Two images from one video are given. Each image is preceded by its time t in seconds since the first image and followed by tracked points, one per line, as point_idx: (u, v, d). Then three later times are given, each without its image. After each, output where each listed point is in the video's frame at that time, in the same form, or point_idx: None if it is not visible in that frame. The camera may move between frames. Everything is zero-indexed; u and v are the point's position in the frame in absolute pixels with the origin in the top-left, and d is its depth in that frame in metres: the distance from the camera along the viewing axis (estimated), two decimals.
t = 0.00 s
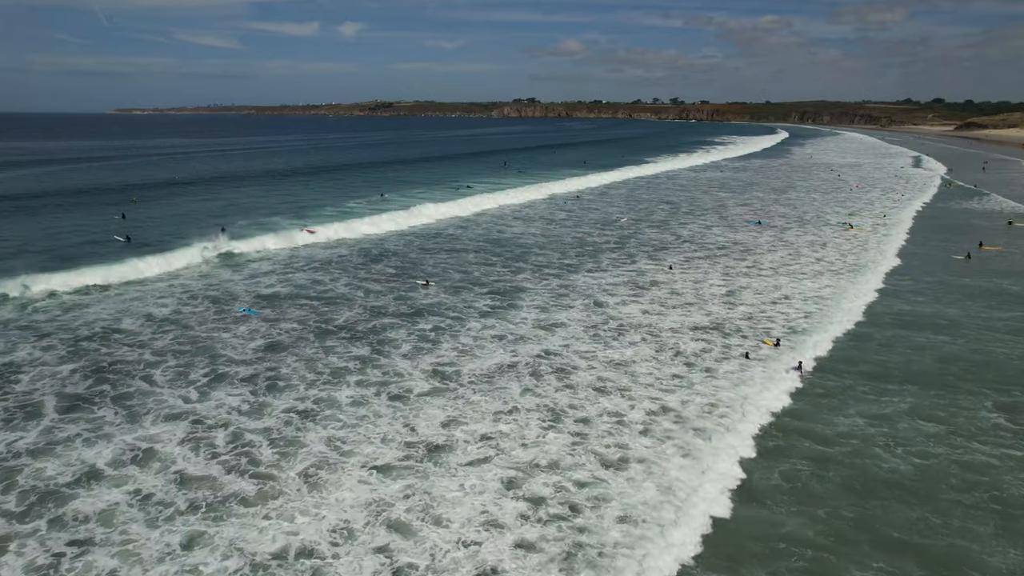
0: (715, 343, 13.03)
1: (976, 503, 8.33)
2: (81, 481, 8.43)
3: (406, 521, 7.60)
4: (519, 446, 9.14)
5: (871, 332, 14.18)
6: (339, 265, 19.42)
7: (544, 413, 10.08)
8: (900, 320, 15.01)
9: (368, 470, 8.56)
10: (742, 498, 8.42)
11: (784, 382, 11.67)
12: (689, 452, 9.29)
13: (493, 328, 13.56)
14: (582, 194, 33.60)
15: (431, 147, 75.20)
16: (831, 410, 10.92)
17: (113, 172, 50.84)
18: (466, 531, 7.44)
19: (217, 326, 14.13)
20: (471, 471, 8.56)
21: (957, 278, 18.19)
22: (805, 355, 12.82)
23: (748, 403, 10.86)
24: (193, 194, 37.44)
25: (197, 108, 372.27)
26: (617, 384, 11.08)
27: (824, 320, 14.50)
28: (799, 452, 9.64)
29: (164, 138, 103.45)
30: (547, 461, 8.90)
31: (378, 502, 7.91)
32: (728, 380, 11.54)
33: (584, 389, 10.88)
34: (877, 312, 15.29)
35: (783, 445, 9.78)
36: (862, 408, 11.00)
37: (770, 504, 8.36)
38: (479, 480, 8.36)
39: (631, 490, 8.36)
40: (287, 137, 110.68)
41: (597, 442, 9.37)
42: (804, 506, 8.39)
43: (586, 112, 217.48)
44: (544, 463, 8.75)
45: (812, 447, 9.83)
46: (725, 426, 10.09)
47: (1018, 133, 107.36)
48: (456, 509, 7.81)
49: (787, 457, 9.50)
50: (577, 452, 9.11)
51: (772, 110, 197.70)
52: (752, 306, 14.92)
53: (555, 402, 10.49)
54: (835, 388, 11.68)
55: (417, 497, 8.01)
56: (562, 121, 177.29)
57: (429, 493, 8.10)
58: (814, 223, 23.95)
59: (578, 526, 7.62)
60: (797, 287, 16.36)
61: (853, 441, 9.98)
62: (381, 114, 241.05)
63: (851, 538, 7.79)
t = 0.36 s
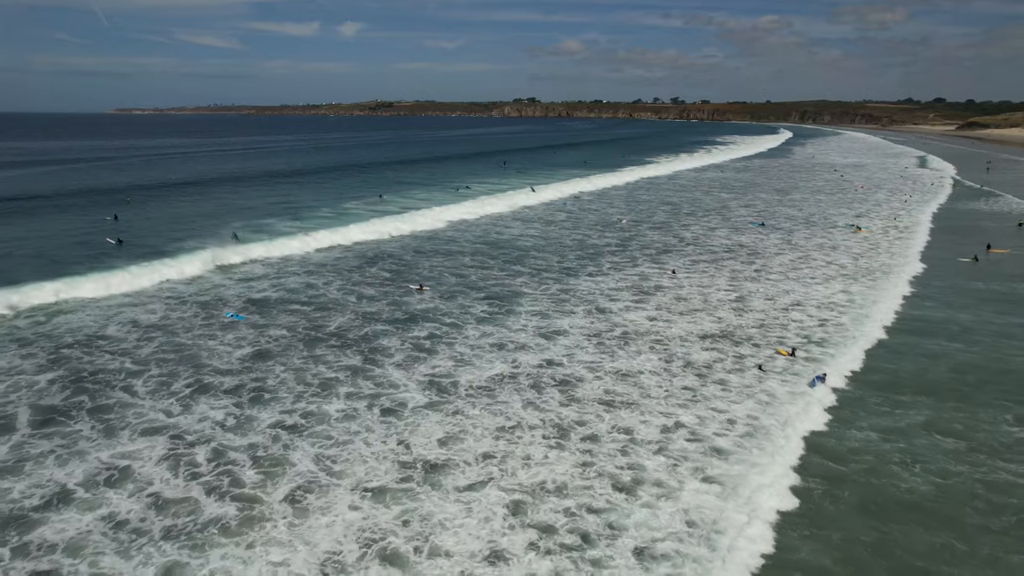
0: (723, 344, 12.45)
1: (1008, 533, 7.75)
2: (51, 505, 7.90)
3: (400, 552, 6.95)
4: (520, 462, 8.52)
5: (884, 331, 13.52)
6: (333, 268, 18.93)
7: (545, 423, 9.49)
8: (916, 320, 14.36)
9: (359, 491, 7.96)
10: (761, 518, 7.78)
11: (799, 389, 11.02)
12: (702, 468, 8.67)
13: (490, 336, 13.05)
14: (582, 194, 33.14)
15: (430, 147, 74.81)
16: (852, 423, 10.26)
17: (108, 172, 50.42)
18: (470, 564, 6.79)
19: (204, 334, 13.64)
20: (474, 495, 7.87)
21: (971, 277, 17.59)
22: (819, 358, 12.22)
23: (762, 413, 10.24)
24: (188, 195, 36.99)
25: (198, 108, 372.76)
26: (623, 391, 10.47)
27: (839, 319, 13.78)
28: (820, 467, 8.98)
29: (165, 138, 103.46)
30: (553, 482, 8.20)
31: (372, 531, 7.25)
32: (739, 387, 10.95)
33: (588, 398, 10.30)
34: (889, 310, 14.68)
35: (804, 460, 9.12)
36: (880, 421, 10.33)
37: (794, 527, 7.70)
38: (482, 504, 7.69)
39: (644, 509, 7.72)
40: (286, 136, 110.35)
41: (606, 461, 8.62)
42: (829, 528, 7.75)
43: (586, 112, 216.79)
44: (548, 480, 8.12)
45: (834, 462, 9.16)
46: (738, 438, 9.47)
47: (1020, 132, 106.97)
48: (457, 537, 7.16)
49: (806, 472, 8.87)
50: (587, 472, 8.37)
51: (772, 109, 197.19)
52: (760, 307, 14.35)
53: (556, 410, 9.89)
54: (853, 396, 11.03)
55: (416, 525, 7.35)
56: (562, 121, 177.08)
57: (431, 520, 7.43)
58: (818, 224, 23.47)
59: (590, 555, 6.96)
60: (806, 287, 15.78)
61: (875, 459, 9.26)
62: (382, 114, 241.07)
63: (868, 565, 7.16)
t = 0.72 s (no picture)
0: (733, 342, 11.87)
1: None
2: (15, 530, 7.39)
3: None
4: (520, 480, 7.91)
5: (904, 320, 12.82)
6: (326, 271, 18.43)
7: (547, 437, 8.88)
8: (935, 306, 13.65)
9: (348, 518, 7.40)
10: (785, 530, 7.05)
11: (821, 380, 10.31)
12: (719, 472, 8.04)
13: (487, 344, 12.49)
14: (582, 195, 32.66)
15: (429, 148, 74.44)
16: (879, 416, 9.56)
17: (104, 174, 50.05)
18: None
19: (190, 344, 13.18)
20: (475, 521, 7.23)
21: (989, 262, 16.85)
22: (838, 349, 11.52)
23: (781, 409, 9.57)
24: (184, 197, 36.59)
25: (197, 109, 373.36)
26: (627, 400, 9.88)
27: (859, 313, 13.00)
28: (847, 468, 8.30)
29: (163, 138, 103.08)
30: (560, 507, 7.44)
31: (364, 564, 6.66)
32: (754, 385, 10.31)
33: (593, 407, 9.70)
34: (907, 297, 13.94)
35: (827, 459, 8.44)
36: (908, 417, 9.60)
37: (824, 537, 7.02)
38: (484, 533, 7.00)
39: (655, 523, 7.10)
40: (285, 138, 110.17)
41: (618, 482, 7.82)
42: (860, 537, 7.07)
43: (586, 112, 216.97)
44: (554, 502, 7.45)
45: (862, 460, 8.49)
46: (757, 439, 8.81)
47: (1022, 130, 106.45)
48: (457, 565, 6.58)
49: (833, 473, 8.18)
50: (596, 494, 7.62)
51: (773, 109, 196.71)
52: (769, 304, 13.74)
53: (557, 420, 9.31)
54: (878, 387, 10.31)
55: (413, 558, 6.72)
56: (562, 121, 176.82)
57: (429, 550, 6.81)
58: (824, 224, 22.93)
59: None
60: (817, 279, 15.13)
61: (904, 461, 8.56)
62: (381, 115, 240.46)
63: None
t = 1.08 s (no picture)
0: (742, 349, 11.36)
1: None
2: None
3: None
4: (521, 505, 7.37)
5: (922, 317, 12.21)
6: (319, 274, 17.92)
7: (549, 456, 8.36)
8: (955, 302, 13.00)
9: (336, 548, 6.89)
10: (809, 550, 6.41)
11: (839, 386, 9.76)
12: (735, 487, 7.48)
13: (483, 353, 11.96)
14: (582, 195, 32.16)
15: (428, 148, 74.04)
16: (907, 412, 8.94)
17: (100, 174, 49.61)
18: None
19: (174, 352, 12.67)
20: (475, 550, 6.71)
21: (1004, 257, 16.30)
22: (856, 351, 10.94)
23: (799, 415, 8.98)
24: (179, 198, 36.12)
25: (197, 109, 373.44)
26: (633, 413, 9.34)
27: (872, 313, 12.42)
28: (876, 474, 7.65)
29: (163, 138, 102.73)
30: (567, 533, 6.92)
31: None
32: (767, 391, 9.77)
33: (597, 423, 9.18)
34: (923, 294, 13.31)
35: (852, 464, 7.81)
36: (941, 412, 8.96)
37: (857, 550, 6.44)
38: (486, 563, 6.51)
39: (669, 549, 6.58)
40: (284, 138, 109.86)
41: (629, 506, 7.26)
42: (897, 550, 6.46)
43: (586, 112, 216.55)
44: (561, 529, 6.92)
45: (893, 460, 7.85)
46: (775, 447, 8.23)
47: None
48: None
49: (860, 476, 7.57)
50: (605, 518, 7.09)
51: (774, 109, 196.08)
52: (776, 308, 13.21)
53: (560, 437, 8.80)
54: (903, 385, 9.71)
55: None
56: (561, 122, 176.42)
57: None
58: (830, 226, 22.43)
59: None
60: (826, 282, 14.59)
61: (939, 462, 7.89)
62: (381, 115, 240.40)
63: None
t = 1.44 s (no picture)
0: (750, 358, 10.86)
1: None
2: None
3: None
4: (524, 532, 6.87)
5: (940, 323, 11.68)
6: (311, 278, 17.42)
7: (551, 477, 7.85)
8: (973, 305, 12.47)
9: None
10: None
11: (855, 398, 9.23)
12: (754, 512, 6.94)
13: (480, 362, 11.45)
14: (581, 195, 31.66)
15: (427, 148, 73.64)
16: (932, 424, 8.40)
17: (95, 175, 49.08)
18: None
19: (157, 361, 12.14)
20: None
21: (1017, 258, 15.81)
22: (872, 360, 10.42)
23: (815, 430, 8.44)
24: (173, 198, 35.59)
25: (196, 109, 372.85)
26: (638, 429, 8.83)
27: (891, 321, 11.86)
28: (909, 491, 7.06)
29: (162, 138, 102.27)
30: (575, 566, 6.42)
31: None
32: (779, 404, 9.25)
33: (600, 440, 8.67)
34: (940, 300, 12.79)
35: (880, 483, 7.23)
36: (968, 421, 8.42)
37: None
38: None
39: None
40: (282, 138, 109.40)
41: (641, 535, 6.75)
42: None
43: (586, 112, 216.20)
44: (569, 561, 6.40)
45: (922, 477, 7.31)
46: (792, 465, 7.69)
47: None
48: None
49: (890, 498, 7.02)
50: (615, 548, 6.59)
51: (774, 109, 195.85)
52: (784, 315, 12.70)
53: (562, 456, 8.29)
54: (925, 395, 9.18)
55: None
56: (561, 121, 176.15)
57: None
58: (836, 228, 21.96)
59: None
60: (836, 287, 14.09)
61: (974, 478, 7.33)
62: (380, 115, 239.52)
63: None
